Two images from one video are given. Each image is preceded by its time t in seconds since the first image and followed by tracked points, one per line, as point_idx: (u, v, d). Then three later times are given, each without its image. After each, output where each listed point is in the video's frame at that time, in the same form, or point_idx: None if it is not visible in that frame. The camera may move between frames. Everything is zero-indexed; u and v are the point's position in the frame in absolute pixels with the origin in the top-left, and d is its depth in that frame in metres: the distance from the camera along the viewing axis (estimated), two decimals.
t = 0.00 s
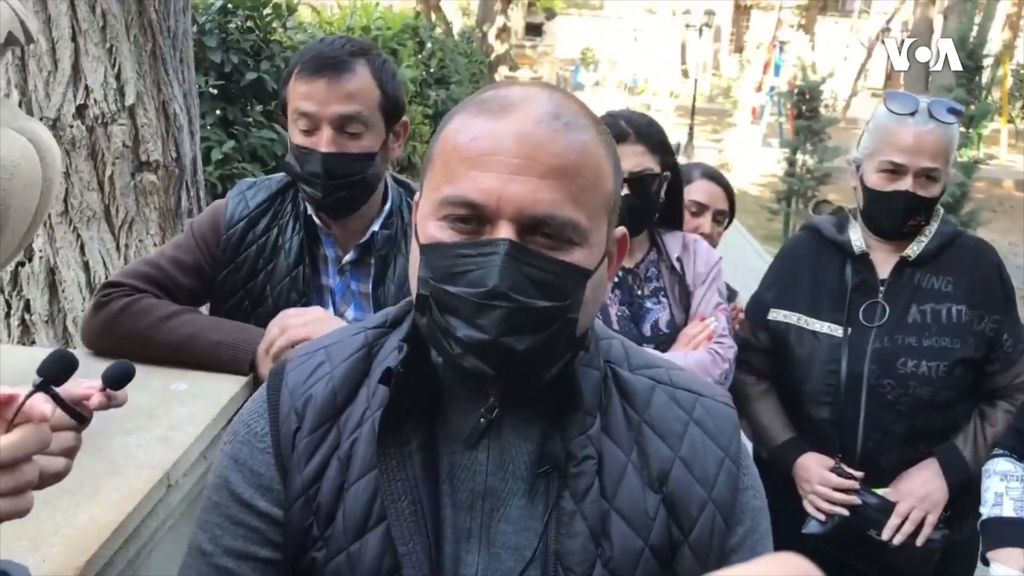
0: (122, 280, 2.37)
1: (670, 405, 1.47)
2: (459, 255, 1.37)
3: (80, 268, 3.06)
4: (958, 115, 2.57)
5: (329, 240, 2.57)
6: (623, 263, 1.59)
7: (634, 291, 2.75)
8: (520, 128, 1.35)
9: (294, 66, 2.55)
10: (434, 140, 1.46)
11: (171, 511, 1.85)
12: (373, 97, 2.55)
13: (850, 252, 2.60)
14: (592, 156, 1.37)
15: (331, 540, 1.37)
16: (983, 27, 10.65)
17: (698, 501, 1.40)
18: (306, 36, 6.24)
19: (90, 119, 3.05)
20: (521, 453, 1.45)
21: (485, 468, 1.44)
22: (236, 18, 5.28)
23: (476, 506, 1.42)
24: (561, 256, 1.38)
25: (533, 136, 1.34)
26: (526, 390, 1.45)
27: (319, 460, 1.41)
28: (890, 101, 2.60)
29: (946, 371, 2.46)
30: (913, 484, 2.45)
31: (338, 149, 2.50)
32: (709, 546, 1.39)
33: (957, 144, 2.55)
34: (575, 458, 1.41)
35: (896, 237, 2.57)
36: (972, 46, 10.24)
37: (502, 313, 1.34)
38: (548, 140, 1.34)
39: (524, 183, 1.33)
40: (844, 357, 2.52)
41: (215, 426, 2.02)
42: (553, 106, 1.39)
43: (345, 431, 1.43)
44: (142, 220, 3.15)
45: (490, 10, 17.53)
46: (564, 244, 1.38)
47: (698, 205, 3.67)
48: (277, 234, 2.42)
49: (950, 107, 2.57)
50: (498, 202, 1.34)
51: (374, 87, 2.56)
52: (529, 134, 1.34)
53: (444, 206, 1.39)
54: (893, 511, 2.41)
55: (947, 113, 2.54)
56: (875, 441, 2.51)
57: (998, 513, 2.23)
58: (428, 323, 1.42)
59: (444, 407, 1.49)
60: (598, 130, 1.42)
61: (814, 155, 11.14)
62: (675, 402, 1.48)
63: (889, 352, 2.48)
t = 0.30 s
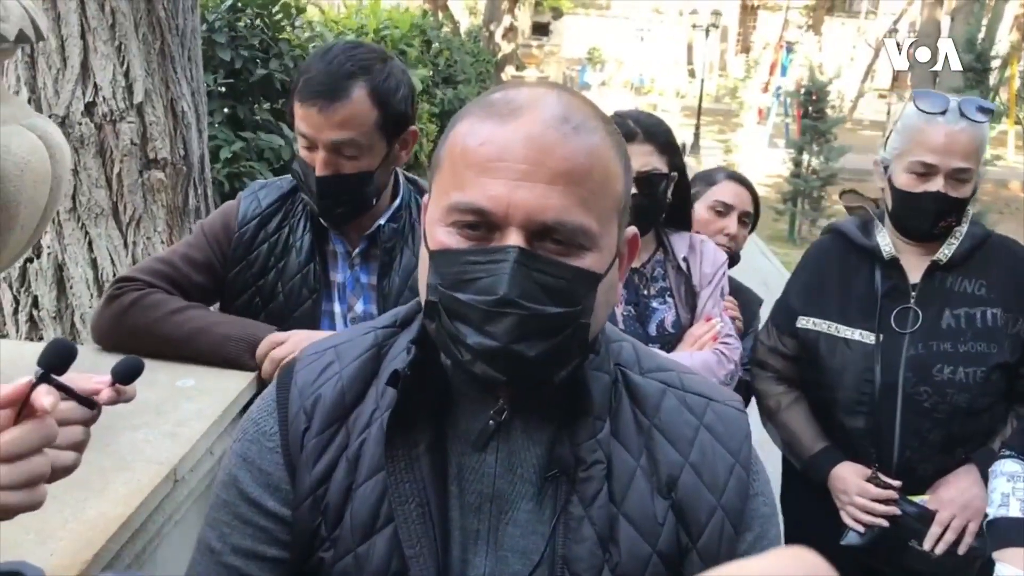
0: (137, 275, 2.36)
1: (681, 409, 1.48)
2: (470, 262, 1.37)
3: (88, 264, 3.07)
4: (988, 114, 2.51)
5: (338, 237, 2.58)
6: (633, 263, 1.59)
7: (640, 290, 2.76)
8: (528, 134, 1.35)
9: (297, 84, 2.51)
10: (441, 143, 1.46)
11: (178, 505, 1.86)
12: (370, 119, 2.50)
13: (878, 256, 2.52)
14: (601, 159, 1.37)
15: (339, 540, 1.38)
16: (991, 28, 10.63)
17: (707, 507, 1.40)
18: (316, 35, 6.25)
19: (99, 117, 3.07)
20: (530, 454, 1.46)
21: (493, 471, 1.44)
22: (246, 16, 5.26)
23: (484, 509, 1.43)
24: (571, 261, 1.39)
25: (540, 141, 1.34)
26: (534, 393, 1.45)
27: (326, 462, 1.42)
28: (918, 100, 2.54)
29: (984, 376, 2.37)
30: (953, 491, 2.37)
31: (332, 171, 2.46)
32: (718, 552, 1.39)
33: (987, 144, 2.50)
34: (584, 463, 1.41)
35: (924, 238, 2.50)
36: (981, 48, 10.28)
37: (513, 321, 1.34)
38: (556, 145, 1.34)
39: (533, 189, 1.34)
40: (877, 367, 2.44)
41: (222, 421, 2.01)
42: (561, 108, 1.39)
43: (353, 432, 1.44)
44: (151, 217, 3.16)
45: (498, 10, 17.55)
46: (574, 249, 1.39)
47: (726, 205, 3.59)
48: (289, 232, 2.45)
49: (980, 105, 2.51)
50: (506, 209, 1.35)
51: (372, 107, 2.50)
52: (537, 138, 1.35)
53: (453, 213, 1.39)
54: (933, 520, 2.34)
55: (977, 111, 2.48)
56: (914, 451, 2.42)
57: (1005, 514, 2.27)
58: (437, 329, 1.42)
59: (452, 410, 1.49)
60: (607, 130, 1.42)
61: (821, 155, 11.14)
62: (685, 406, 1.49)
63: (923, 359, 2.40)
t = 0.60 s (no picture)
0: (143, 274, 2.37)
1: (694, 416, 1.47)
2: (479, 272, 1.37)
3: (90, 263, 3.07)
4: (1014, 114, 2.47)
5: (347, 245, 2.57)
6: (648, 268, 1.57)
7: (644, 291, 2.76)
8: (539, 143, 1.33)
9: (319, 92, 2.51)
10: (453, 149, 1.45)
11: (181, 505, 1.82)
12: (394, 127, 2.51)
13: (902, 262, 2.48)
14: (614, 167, 1.35)
15: (347, 544, 1.37)
16: (993, 28, 10.64)
17: (719, 517, 1.39)
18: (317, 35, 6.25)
19: (102, 116, 3.06)
20: (539, 459, 1.45)
21: (502, 477, 1.44)
22: (247, 15, 5.27)
23: (492, 514, 1.42)
24: (583, 272, 1.38)
25: (552, 151, 1.33)
26: (546, 401, 1.44)
27: (336, 465, 1.41)
28: (940, 101, 2.52)
29: (1011, 386, 2.32)
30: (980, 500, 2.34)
31: (360, 178, 2.46)
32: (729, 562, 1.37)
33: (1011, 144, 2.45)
34: (594, 471, 1.40)
35: (949, 242, 2.46)
36: (981, 47, 10.39)
37: (523, 333, 1.34)
38: (568, 155, 1.32)
39: (543, 200, 1.32)
40: (901, 376, 2.41)
41: (224, 421, 1.99)
42: (574, 115, 1.37)
43: (362, 436, 1.43)
44: (153, 215, 3.15)
45: (500, 9, 17.56)
46: (585, 259, 1.37)
47: (757, 208, 3.40)
48: (298, 239, 2.43)
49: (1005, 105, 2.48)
50: (517, 220, 1.34)
51: (396, 115, 2.52)
52: (548, 148, 1.33)
53: (462, 222, 1.39)
54: (959, 529, 2.33)
55: (1002, 110, 2.44)
56: (938, 459, 2.39)
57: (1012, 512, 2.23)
58: (447, 336, 1.43)
59: (462, 416, 1.49)
60: (621, 136, 1.40)
61: (823, 155, 11.14)
62: (698, 414, 1.47)
63: (948, 369, 2.36)
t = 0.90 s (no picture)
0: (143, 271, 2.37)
1: (705, 421, 1.45)
2: (489, 271, 1.36)
3: (91, 261, 3.06)
4: None
5: (343, 250, 2.56)
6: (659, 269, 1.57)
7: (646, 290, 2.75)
8: (549, 140, 1.33)
9: (322, 98, 2.49)
10: (463, 147, 1.45)
11: (182, 503, 1.82)
12: (399, 135, 2.50)
13: (920, 263, 2.47)
14: (625, 165, 1.35)
15: (353, 543, 1.37)
16: (994, 28, 10.65)
17: (728, 523, 1.38)
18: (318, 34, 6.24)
19: (102, 114, 3.06)
20: (547, 463, 1.44)
21: (509, 479, 1.43)
22: (249, 13, 5.26)
23: (499, 516, 1.42)
24: (594, 271, 1.37)
25: (563, 148, 1.32)
26: (555, 405, 1.43)
27: (343, 463, 1.41)
28: (958, 100, 2.51)
29: None
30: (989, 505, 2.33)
31: (363, 187, 2.45)
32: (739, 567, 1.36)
33: None
34: (602, 475, 1.39)
35: (967, 245, 2.45)
36: (983, 47, 10.37)
37: (530, 334, 1.33)
38: (578, 151, 1.32)
39: (554, 197, 1.31)
40: (913, 378, 2.41)
41: (225, 419, 1.99)
42: (584, 112, 1.36)
43: (369, 435, 1.43)
44: (154, 213, 3.15)
45: (501, 8, 17.55)
46: (596, 258, 1.37)
47: (752, 211, 3.37)
48: (297, 239, 2.43)
49: None
50: (527, 217, 1.33)
51: (400, 124, 2.52)
52: (559, 144, 1.33)
53: (472, 219, 1.38)
54: (965, 533, 2.32)
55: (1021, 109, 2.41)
56: (948, 460, 2.39)
57: None
58: (456, 336, 1.42)
59: (471, 418, 1.48)
60: (632, 134, 1.40)
61: (824, 154, 11.14)
62: (709, 418, 1.46)
63: (961, 374, 2.35)
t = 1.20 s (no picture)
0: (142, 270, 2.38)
1: (713, 421, 1.45)
2: (490, 266, 1.36)
3: (91, 260, 3.06)
4: None
5: (344, 246, 2.56)
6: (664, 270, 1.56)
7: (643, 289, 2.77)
8: (551, 134, 1.33)
9: (328, 78, 2.54)
10: (466, 144, 1.45)
11: (182, 501, 1.82)
12: (404, 115, 2.55)
13: (927, 262, 2.47)
14: (627, 160, 1.35)
15: (356, 540, 1.37)
16: (994, 27, 10.63)
17: (735, 524, 1.37)
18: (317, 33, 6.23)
19: (102, 113, 3.06)
20: (552, 463, 1.44)
21: (515, 478, 1.43)
22: (249, 13, 5.26)
23: (504, 516, 1.42)
24: (596, 266, 1.37)
25: (564, 143, 1.32)
26: (558, 403, 1.43)
27: (348, 459, 1.41)
28: (965, 100, 2.51)
29: None
30: (988, 507, 2.32)
31: (369, 166, 2.49)
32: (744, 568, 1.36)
33: None
34: (607, 473, 1.37)
35: (975, 246, 2.44)
36: (982, 47, 10.35)
37: (527, 327, 1.34)
38: (580, 146, 1.32)
39: (555, 191, 1.31)
40: (915, 378, 2.41)
41: (225, 418, 1.99)
42: (587, 107, 1.36)
43: (374, 431, 1.43)
44: (153, 212, 3.15)
45: (501, 7, 17.56)
46: (597, 253, 1.36)
47: (739, 208, 3.36)
48: (295, 236, 2.43)
49: None
50: (528, 211, 1.33)
51: (404, 106, 2.57)
52: (561, 139, 1.32)
53: (474, 214, 1.38)
54: (963, 534, 2.30)
55: None
56: (947, 462, 2.39)
57: None
58: (459, 331, 1.42)
59: (478, 417, 1.48)
60: (635, 130, 1.39)
61: (824, 153, 11.14)
62: (717, 418, 1.45)
63: (963, 373, 2.35)
